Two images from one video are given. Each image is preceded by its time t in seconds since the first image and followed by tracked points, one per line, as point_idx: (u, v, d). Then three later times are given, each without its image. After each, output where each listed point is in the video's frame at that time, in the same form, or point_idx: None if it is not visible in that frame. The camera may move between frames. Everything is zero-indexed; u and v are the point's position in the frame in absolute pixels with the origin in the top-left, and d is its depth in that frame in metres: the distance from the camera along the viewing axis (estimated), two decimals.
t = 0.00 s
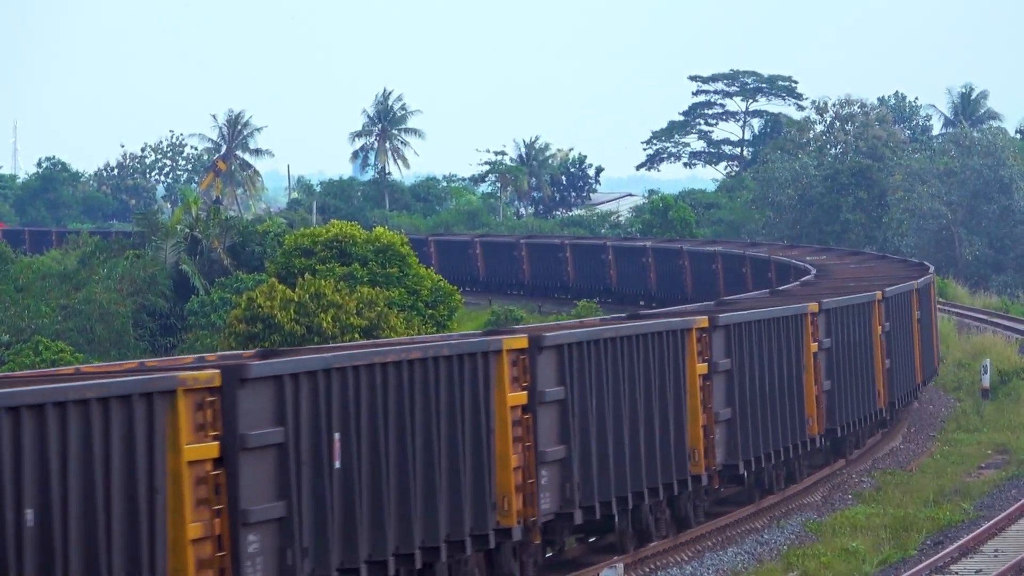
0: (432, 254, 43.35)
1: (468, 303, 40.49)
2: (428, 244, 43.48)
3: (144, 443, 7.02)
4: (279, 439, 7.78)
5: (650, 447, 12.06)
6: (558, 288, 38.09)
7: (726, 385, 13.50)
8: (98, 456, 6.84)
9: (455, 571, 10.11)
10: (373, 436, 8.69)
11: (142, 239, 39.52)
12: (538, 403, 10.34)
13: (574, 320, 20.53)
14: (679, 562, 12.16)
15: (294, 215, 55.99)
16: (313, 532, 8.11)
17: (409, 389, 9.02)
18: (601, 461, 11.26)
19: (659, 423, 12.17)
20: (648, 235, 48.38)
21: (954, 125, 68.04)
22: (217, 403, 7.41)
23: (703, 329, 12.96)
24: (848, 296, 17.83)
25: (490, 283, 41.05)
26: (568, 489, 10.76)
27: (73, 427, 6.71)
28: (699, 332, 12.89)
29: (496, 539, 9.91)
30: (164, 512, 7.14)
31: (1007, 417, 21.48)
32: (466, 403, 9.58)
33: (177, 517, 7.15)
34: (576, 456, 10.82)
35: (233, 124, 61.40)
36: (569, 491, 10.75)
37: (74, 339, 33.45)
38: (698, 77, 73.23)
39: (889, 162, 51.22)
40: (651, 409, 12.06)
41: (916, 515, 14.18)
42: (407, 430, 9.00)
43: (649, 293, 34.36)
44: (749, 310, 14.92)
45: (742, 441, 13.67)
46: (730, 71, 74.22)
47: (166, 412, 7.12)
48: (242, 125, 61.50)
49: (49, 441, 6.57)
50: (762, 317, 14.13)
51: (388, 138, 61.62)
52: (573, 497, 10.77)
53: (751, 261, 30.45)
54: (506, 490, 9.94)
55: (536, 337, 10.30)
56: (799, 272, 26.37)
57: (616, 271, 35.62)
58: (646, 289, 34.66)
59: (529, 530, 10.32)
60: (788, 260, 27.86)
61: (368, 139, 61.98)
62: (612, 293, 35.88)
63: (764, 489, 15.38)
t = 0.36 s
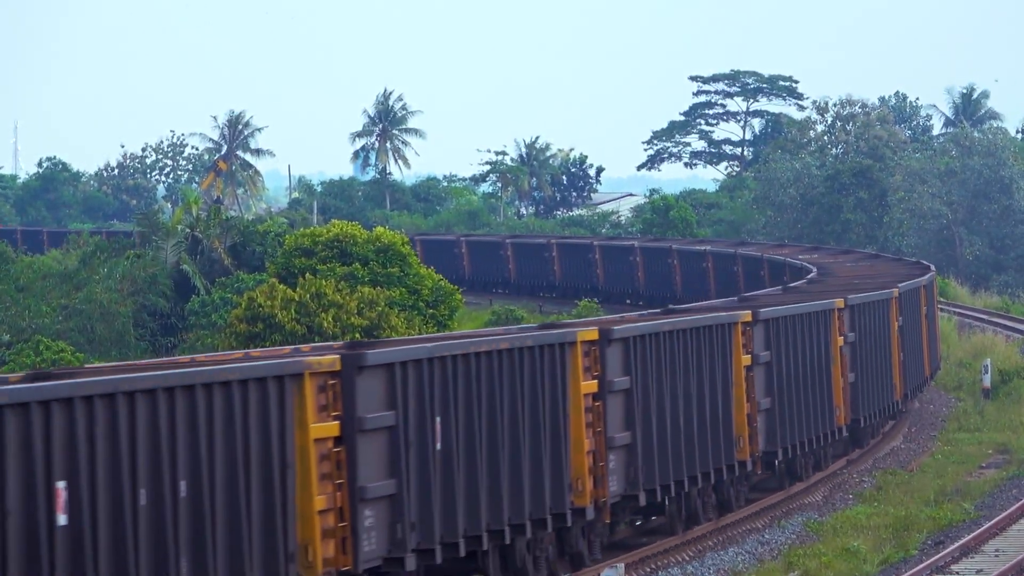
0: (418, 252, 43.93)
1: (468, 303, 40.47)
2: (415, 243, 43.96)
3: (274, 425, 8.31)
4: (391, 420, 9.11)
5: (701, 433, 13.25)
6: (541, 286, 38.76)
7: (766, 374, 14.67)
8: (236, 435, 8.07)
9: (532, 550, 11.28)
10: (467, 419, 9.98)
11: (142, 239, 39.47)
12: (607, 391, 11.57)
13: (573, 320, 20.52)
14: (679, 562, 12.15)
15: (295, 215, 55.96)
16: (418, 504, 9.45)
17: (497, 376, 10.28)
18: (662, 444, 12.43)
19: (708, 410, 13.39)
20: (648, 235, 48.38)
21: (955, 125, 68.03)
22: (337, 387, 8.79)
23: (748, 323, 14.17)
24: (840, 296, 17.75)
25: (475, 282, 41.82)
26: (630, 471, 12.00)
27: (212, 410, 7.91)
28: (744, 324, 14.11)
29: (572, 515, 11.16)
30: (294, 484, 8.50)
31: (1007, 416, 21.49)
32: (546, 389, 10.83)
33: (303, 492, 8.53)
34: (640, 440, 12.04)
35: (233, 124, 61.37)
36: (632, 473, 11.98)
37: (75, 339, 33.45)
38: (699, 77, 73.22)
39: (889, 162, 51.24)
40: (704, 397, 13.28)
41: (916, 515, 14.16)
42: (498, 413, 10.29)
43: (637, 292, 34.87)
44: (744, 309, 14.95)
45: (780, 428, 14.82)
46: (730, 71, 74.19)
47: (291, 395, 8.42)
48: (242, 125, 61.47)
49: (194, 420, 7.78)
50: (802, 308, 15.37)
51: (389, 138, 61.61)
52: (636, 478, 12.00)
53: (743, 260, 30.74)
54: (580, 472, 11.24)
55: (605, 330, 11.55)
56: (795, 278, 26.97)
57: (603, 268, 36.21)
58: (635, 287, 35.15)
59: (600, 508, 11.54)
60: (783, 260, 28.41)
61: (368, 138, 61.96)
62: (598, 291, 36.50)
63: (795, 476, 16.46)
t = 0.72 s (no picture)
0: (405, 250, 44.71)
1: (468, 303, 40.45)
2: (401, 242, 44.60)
3: (386, 409, 8.71)
4: (484, 406, 9.61)
5: (745, 420, 13.92)
6: (528, 283, 39.54)
7: (800, 366, 15.37)
8: (354, 420, 8.45)
9: (598, 529, 11.75)
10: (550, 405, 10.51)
11: (142, 239, 39.48)
12: (665, 379, 12.19)
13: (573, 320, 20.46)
14: (679, 561, 12.14)
15: (295, 215, 55.95)
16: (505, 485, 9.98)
17: (574, 362, 10.81)
18: (713, 433, 13.08)
19: (748, 400, 14.05)
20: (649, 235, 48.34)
21: (955, 125, 68.02)
22: (439, 375, 9.21)
23: (783, 317, 14.89)
24: (837, 295, 17.68)
25: (460, 279, 42.62)
26: (687, 456, 12.61)
27: (334, 394, 8.26)
28: (780, 320, 14.77)
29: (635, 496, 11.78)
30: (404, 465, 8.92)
31: (1008, 416, 21.45)
32: (613, 375, 11.37)
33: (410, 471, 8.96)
34: (693, 428, 12.65)
35: (234, 124, 61.36)
36: (688, 456, 12.59)
37: (75, 339, 33.43)
38: (699, 76, 73.20)
39: (890, 162, 51.19)
40: (749, 383, 14.03)
41: (917, 515, 14.14)
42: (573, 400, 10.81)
43: (625, 290, 35.45)
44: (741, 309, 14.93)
45: (812, 417, 15.52)
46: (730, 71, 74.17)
47: (399, 381, 8.82)
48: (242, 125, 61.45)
49: (319, 401, 8.13)
50: (833, 304, 16.23)
51: (389, 137, 61.60)
52: (690, 463, 12.61)
53: (734, 259, 31.19)
54: (643, 455, 11.83)
55: (664, 322, 12.16)
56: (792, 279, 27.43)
57: (590, 267, 36.76)
58: (622, 285, 35.72)
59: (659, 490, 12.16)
60: (776, 258, 28.93)
61: (369, 138, 61.93)
62: (584, 288, 37.09)
63: (818, 463, 17.12)
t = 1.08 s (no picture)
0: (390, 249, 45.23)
1: (468, 302, 40.39)
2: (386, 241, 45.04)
3: (474, 398, 10.07)
4: (559, 394, 10.97)
5: (782, 408, 15.12)
6: (512, 280, 40.40)
7: (828, 359, 16.53)
8: (448, 407, 9.83)
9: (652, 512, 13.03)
10: (616, 391, 11.84)
11: (142, 239, 39.45)
12: (714, 370, 13.40)
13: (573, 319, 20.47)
14: (679, 562, 12.14)
15: (295, 214, 55.96)
16: (577, 465, 11.34)
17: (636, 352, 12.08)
18: (756, 420, 14.29)
19: (784, 391, 15.18)
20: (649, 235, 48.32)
21: (955, 124, 68.08)
22: (522, 364, 10.58)
23: (814, 312, 16.03)
24: (837, 296, 17.73)
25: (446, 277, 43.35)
26: (733, 443, 13.84)
27: (432, 384, 9.65)
28: (812, 313, 15.96)
29: (687, 478, 13.06)
30: (491, 446, 10.26)
31: (1007, 416, 21.44)
32: (668, 363, 12.65)
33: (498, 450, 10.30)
34: (738, 416, 13.85)
35: (233, 123, 61.30)
36: (734, 442, 13.80)
37: (75, 339, 33.40)
38: (699, 76, 73.21)
39: (890, 162, 51.22)
40: (784, 373, 15.17)
41: (917, 515, 14.14)
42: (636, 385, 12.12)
43: (610, 288, 36.18)
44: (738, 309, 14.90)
45: (838, 408, 16.73)
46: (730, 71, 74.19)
47: (487, 370, 10.20)
48: (242, 125, 61.37)
49: (418, 390, 9.51)
50: (855, 302, 17.24)
51: (389, 137, 61.57)
52: (736, 448, 13.85)
53: (724, 258, 31.93)
54: (694, 441, 13.12)
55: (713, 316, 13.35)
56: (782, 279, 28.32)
57: (575, 266, 37.50)
58: (607, 283, 36.46)
59: (707, 475, 13.40)
60: (767, 256, 29.70)
61: (368, 138, 61.92)
62: (568, 287, 37.80)
63: (840, 452, 18.34)
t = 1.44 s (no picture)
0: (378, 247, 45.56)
1: (468, 303, 40.42)
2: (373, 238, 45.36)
3: (555, 386, 10.87)
4: (624, 383, 11.73)
5: (814, 402, 16.03)
6: (496, 280, 40.83)
7: (852, 352, 17.38)
8: (531, 396, 10.58)
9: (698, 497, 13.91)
10: (674, 381, 12.66)
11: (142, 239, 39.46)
12: (755, 362, 14.29)
13: (574, 319, 20.49)
14: (679, 561, 12.15)
15: (295, 215, 56.02)
16: (642, 452, 12.09)
17: (690, 346, 12.88)
18: (790, 413, 15.11)
19: (814, 383, 16.07)
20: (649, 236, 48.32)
21: (955, 125, 68.16)
22: (593, 355, 11.38)
23: (839, 308, 16.88)
24: (834, 296, 17.67)
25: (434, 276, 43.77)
26: (771, 432, 14.73)
27: (521, 372, 10.45)
28: (838, 310, 16.82)
29: (731, 464, 13.97)
30: (566, 430, 11.08)
31: (1007, 416, 21.46)
32: (718, 355, 13.49)
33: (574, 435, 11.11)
34: (777, 406, 14.72)
35: (233, 124, 61.28)
36: (772, 431, 14.68)
37: (75, 339, 33.40)
38: (699, 77, 73.25)
39: (890, 162, 51.27)
40: (814, 366, 16.03)
41: (917, 515, 14.15)
42: (694, 377, 13.03)
43: (598, 289, 36.47)
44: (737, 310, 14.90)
45: (860, 400, 17.62)
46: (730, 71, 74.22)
47: (565, 361, 10.99)
48: (242, 125, 61.35)
49: (508, 378, 10.30)
50: (875, 298, 18.00)
51: (389, 137, 61.57)
52: (774, 437, 14.76)
53: (714, 258, 32.26)
54: (739, 431, 14.07)
55: (755, 312, 14.27)
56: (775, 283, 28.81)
57: (560, 268, 37.89)
58: (594, 284, 36.77)
59: (748, 462, 14.25)
60: (759, 256, 30.09)
61: (368, 138, 61.93)
62: (554, 287, 38.18)
63: (856, 444, 19.04)
